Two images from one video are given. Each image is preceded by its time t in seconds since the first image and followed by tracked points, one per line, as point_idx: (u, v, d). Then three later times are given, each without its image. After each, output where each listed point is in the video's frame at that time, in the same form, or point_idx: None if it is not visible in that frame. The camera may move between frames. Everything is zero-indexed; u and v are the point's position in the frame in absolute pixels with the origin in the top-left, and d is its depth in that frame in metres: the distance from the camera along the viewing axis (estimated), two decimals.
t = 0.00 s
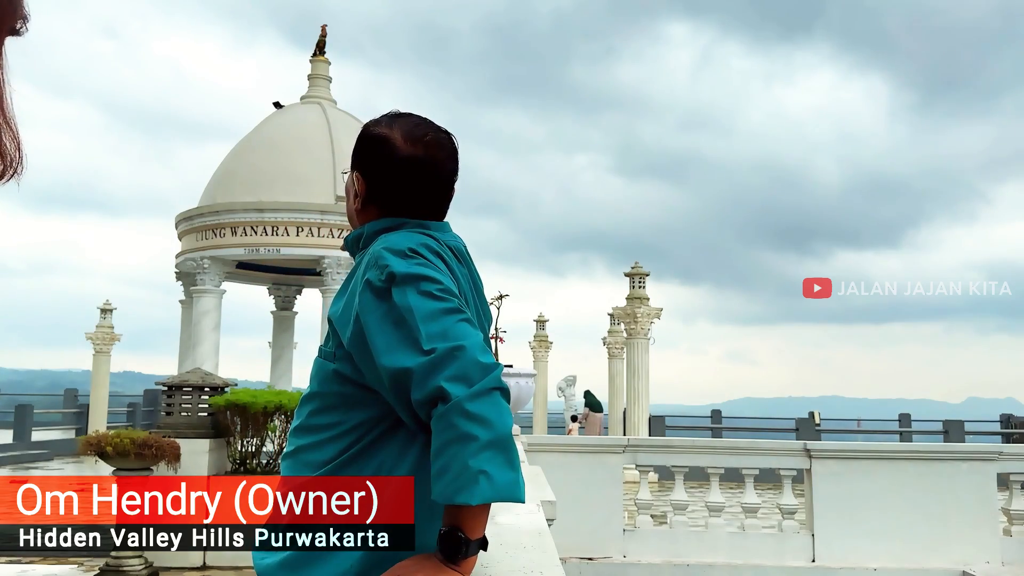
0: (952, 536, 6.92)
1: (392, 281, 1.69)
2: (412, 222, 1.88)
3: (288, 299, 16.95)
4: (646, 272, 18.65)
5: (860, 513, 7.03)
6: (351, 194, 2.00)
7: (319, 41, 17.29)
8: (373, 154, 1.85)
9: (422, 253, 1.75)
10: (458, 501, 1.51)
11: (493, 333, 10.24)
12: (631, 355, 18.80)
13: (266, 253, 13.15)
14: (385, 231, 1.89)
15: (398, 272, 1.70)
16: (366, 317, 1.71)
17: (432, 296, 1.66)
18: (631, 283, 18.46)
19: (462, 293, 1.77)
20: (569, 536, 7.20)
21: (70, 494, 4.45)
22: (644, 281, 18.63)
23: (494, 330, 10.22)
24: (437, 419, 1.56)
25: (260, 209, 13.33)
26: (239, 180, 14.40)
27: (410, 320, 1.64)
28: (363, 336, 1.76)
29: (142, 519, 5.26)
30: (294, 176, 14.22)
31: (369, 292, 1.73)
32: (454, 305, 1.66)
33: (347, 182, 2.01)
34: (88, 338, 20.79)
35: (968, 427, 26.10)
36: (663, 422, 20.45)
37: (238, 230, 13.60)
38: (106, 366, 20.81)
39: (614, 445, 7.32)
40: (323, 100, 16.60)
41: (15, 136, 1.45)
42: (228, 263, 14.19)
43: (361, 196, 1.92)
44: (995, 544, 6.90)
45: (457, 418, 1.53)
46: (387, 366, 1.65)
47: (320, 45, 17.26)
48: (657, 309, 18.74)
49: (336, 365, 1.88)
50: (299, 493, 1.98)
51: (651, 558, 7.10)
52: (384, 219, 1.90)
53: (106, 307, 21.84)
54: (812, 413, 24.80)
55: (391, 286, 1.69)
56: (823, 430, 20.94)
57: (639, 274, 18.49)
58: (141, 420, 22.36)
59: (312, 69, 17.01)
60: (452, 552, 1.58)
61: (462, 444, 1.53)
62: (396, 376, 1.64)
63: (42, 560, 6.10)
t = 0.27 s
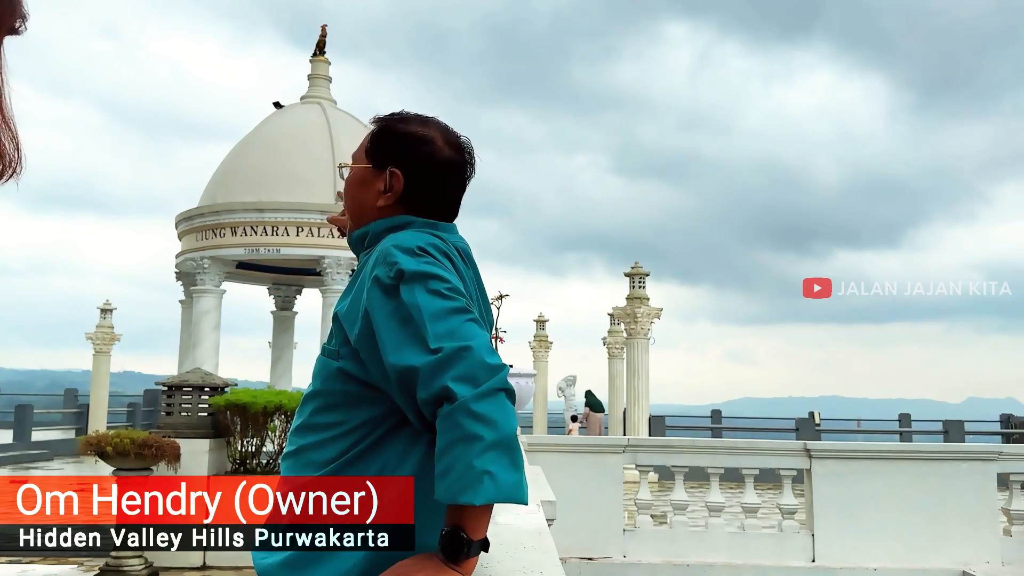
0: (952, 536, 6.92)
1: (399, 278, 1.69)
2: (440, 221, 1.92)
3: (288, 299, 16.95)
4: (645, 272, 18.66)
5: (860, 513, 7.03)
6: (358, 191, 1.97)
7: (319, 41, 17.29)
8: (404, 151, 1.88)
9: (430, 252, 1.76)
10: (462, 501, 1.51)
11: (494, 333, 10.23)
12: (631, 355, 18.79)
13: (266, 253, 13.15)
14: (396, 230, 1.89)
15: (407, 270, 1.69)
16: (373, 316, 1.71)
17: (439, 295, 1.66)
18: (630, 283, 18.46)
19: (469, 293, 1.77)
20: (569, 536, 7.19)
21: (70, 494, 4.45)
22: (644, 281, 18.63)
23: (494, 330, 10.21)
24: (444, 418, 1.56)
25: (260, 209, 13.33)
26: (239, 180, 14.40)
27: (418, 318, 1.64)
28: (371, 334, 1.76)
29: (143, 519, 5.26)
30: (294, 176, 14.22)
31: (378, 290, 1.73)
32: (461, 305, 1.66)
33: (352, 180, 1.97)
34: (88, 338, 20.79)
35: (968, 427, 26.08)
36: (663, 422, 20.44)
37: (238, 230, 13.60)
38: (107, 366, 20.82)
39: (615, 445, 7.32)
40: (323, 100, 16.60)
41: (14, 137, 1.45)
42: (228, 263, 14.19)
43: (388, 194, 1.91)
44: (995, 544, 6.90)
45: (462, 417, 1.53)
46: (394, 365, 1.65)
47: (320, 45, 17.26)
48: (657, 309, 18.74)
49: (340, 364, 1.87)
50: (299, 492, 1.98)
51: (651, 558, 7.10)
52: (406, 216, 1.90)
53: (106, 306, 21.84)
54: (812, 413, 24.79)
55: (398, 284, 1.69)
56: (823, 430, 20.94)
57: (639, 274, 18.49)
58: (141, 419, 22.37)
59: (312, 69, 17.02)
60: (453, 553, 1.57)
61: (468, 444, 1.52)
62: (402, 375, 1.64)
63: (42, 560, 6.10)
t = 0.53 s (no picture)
0: (952, 536, 6.92)
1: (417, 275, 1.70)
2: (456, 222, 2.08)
3: (288, 299, 16.94)
4: (645, 272, 18.66)
5: (860, 513, 7.03)
6: (377, 198, 2.05)
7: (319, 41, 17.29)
8: (422, 152, 2.01)
9: (449, 252, 1.77)
10: (467, 500, 1.51)
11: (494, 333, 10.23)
12: (631, 355, 18.80)
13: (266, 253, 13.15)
14: (414, 231, 1.99)
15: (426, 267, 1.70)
16: (392, 312, 1.72)
17: (456, 295, 1.67)
18: (630, 283, 18.46)
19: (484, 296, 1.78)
20: (569, 536, 7.19)
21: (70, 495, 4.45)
22: (644, 281, 18.64)
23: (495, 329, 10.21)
24: (453, 415, 1.56)
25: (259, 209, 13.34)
26: (239, 180, 14.40)
27: (433, 316, 1.64)
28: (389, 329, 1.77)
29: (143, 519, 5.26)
30: (294, 176, 14.23)
31: (397, 286, 1.74)
32: (477, 306, 1.67)
33: (368, 188, 2.04)
34: (88, 338, 20.78)
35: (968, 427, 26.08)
36: (663, 422, 20.44)
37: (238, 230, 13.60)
38: (106, 366, 20.81)
39: (615, 445, 7.32)
40: (323, 100, 16.60)
41: (11, 135, 1.45)
42: (228, 263, 14.19)
43: (414, 197, 2.02)
44: (995, 544, 6.90)
45: (471, 417, 1.54)
46: (408, 361, 1.66)
47: (320, 45, 17.26)
48: (656, 309, 18.75)
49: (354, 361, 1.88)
50: (299, 491, 1.98)
51: (651, 558, 7.10)
52: (432, 214, 2.04)
53: (105, 306, 21.83)
54: (812, 413, 24.79)
55: (416, 281, 1.70)
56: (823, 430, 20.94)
57: (639, 273, 18.50)
58: (141, 419, 22.38)
59: (313, 69, 17.02)
60: (455, 552, 1.57)
61: (475, 443, 1.53)
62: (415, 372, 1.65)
63: (42, 560, 6.10)
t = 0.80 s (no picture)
0: (952, 536, 6.92)
1: (441, 276, 1.74)
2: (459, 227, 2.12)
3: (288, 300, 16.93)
4: (645, 272, 18.66)
5: (860, 513, 7.03)
6: (386, 198, 2.05)
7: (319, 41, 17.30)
8: (432, 156, 2.03)
9: (469, 257, 1.82)
10: (477, 497, 1.51)
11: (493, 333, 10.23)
12: (631, 355, 18.80)
13: (266, 253, 13.15)
14: (421, 235, 2.01)
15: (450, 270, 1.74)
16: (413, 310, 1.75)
17: (477, 299, 1.71)
18: (631, 283, 18.47)
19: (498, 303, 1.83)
20: (569, 536, 7.19)
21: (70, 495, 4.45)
22: (644, 281, 18.64)
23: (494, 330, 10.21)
24: (470, 413, 1.58)
25: (260, 209, 13.36)
26: (239, 179, 14.39)
27: (454, 317, 1.67)
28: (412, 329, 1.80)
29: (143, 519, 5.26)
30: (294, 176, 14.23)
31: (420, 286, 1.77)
32: (496, 311, 1.71)
33: (377, 188, 2.04)
34: (88, 338, 20.79)
35: (968, 427, 26.10)
36: (663, 422, 20.45)
37: (238, 230, 13.60)
38: (106, 366, 20.82)
39: (614, 445, 7.32)
40: (323, 100, 16.60)
41: (6, 135, 1.44)
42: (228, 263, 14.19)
43: (425, 201, 2.04)
44: (995, 544, 6.90)
45: (486, 415, 1.55)
46: (427, 361, 1.68)
47: (320, 45, 17.27)
48: (656, 309, 18.76)
49: (366, 360, 1.88)
50: (298, 492, 1.98)
51: (651, 558, 7.11)
52: (439, 216, 2.07)
53: (106, 307, 21.84)
54: (812, 413, 24.80)
55: (440, 281, 1.73)
56: (823, 430, 20.95)
57: (639, 274, 18.51)
58: (141, 419, 22.39)
59: (313, 69, 17.03)
60: (459, 551, 1.58)
61: (489, 441, 1.54)
62: (435, 371, 1.68)
63: (42, 560, 6.09)
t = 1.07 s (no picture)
0: (952, 536, 6.92)
1: (437, 279, 1.76)
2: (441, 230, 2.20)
3: (289, 299, 16.93)
4: (645, 272, 18.66)
5: (860, 513, 7.03)
6: (382, 198, 2.08)
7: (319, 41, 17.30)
8: (431, 164, 2.11)
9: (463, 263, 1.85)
10: (473, 489, 1.52)
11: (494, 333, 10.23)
12: (631, 355, 18.80)
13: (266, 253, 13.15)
14: (408, 238, 2.06)
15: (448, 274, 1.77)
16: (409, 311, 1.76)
17: (472, 303, 1.74)
18: (631, 283, 18.47)
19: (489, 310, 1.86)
20: (568, 536, 7.19)
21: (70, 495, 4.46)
22: (644, 281, 18.64)
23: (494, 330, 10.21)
24: (466, 409, 1.59)
25: (260, 208, 13.36)
26: (239, 180, 14.40)
27: (450, 317, 1.69)
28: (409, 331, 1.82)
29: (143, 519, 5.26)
30: (294, 176, 14.24)
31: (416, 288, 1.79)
32: (489, 315, 1.74)
33: (375, 185, 2.06)
34: (88, 338, 20.79)
35: (968, 427, 26.10)
36: (663, 422, 20.45)
37: (238, 230, 13.60)
38: (106, 366, 20.82)
39: (615, 445, 7.32)
40: (323, 100, 16.60)
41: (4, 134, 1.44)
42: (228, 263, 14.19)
43: (419, 203, 2.11)
44: (995, 544, 6.90)
45: (481, 411, 1.57)
46: (423, 359, 1.69)
47: (320, 45, 17.27)
48: (656, 309, 18.76)
49: (359, 360, 1.88)
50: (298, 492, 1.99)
51: (651, 558, 7.11)
52: (429, 224, 2.15)
53: (106, 307, 21.83)
54: (812, 413, 24.80)
55: (437, 284, 1.75)
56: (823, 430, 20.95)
57: (639, 273, 18.51)
58: (141, 419, 22.40)
59: (313, 69, 17.03)
60: (457, 546, 1.57)
61: (483, 437, 1.55)
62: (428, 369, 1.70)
63: (42, 560, 6.09)
